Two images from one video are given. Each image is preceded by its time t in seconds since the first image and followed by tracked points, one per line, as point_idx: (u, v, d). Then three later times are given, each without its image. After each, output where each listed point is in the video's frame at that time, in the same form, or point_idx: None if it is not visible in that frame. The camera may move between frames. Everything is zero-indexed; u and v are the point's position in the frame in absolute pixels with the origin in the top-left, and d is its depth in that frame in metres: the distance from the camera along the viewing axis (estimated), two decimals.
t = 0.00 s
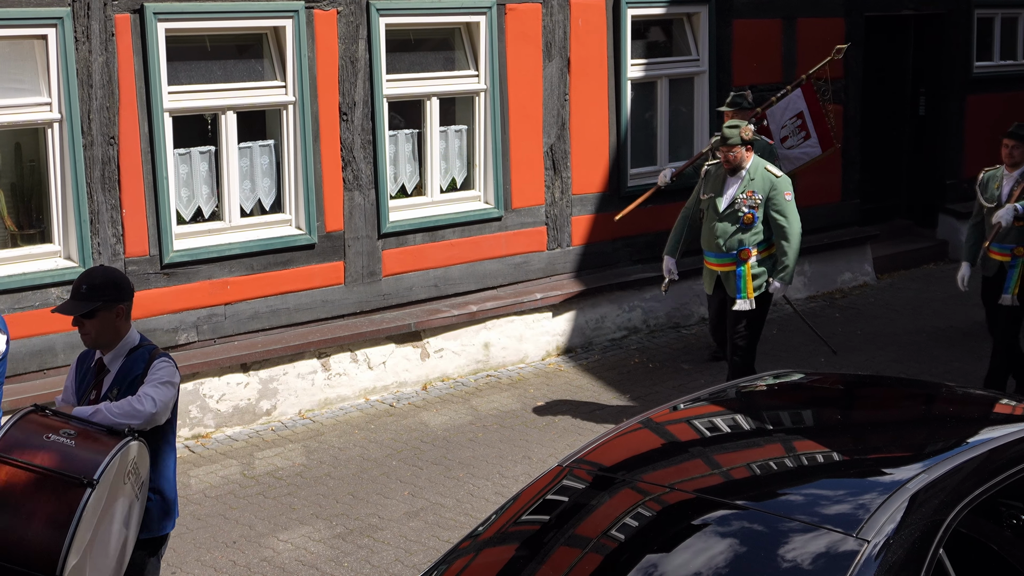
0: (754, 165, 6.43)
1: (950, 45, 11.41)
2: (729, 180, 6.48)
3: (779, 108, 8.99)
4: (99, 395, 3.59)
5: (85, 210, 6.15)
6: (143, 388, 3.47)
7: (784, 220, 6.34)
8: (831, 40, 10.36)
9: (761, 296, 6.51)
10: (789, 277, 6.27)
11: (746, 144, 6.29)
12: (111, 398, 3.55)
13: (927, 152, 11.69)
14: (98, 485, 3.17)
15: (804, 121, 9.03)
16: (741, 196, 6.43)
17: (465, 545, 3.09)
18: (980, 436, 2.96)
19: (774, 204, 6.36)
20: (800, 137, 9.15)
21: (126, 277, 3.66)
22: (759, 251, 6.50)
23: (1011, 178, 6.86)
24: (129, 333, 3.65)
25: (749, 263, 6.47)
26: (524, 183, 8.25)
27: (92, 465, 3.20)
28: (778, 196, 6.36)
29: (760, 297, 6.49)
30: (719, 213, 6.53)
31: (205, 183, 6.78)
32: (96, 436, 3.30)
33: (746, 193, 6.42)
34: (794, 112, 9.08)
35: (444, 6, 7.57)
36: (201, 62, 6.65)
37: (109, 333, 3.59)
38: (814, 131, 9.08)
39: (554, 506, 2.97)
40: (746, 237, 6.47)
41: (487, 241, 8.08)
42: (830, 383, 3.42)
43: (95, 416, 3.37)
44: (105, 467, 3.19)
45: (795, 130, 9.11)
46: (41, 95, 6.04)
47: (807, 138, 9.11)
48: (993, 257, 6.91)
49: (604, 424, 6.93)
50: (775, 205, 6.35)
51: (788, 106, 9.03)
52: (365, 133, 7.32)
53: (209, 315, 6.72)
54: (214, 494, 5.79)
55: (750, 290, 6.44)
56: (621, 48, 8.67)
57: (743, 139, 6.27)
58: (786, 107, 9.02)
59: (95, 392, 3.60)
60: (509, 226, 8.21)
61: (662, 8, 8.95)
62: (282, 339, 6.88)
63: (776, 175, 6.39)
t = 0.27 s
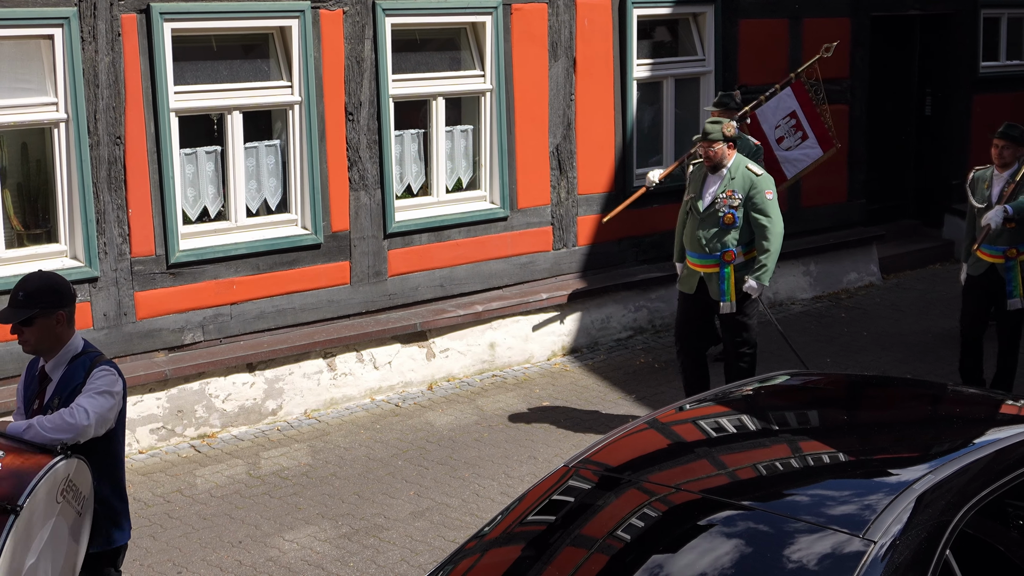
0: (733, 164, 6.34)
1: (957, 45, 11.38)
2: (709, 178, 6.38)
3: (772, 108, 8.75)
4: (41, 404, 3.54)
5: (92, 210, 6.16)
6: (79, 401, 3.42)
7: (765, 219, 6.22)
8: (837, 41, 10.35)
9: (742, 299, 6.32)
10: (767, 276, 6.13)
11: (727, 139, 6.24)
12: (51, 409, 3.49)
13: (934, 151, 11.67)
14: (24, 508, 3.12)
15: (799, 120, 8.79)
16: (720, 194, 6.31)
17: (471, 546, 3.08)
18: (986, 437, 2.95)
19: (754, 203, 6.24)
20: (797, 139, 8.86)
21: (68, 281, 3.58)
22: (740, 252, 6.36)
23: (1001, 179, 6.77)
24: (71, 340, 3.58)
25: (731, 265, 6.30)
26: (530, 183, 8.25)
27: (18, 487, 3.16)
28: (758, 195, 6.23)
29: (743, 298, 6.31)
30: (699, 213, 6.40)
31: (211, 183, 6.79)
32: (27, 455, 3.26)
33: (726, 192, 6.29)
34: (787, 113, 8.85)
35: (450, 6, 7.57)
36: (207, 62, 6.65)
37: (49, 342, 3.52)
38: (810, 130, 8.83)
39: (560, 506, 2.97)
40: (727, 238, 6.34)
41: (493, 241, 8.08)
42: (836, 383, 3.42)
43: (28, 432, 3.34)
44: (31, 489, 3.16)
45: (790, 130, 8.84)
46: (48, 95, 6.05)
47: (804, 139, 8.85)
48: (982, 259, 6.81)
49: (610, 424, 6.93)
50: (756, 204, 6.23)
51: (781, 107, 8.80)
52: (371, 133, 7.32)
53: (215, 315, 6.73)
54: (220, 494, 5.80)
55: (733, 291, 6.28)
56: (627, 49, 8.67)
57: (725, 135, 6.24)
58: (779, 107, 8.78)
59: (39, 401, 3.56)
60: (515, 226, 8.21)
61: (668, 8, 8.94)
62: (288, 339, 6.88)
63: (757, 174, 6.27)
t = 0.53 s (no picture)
0: (701, 173, 6.13)
1: (960, 44, 11.37)
2: (678, 188, 6.16)
3: (752, 115, 8.62)
4: None
5: (95, 210, 6.17)
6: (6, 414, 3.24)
7: (736, 228, 6.03)
8: (840, 40, 10.34)
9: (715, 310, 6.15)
10: (740, 287, 5.95)
11: (698, 147, 6.03)
12: None
13: (937, 151, 11.65)
14: None
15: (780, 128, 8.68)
16: (690, 205, 6.10)
17: (474, 545, 3.08)
18: (989, 436, 2.95)
19: (725, 213, 6.05)
20: (779, 146, 8.78)
21: None
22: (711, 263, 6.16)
23: (982, 187, 6.71)
24: None
25: (703, 276, 6.10)
26: (533, 182, 8.25)
27: None
28: (728, 204, 6.04)
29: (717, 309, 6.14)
30: (668, 224, 6.19)
31: (214, 183, 6.79)
32: None
33: (696, 202, 6.08)
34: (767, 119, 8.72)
35: (453, 6, 7.57)
36: (210, 61, 6.66)
37: None
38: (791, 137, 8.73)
39: (563, 506, 2.97)
40: (697, 249, 6.13)
41: (496, 241, 8.08)
42: (839, 383, 3.42)
43: None
44: None
45: (771, 137, 8.74)
46: (51, 94, 6.06)
47: (787, 146, 8.78)
48: (965, 269, 6.68)
49: (613, 424, 6.93)
50: (726, 213, 6.04)
51: (761, 114, 8.67)
52: (374, 132, 7.33)
53: (218, 314, 6.73)
54: (223, 494, 5.80)
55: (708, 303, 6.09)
56: (629, 48, 8.66)
57: (695, 142, 6.01)
58: (759, 114, 8.65)
59: None
60: (518, 226, 8.21)
61: (671, 7, 8.94)
62: (291, 339, 6.88)
63: (726, 182, 6.07)
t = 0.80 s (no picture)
0: (674, 168, 5.97)
1: (960, 44, 11.37)
2: (650, 183, 5.99)
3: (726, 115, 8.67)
4: None
5: (95, 210, 6.17)
6: None
7: (709, 225, 5.86)
8: (840, 40, 10.34)
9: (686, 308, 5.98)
10: (717, 284, 5.77)
11: (669, 141, 5.83)
12: None
13: (937, 151, 11.65)
14: None
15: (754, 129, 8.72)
16: (662, 201, 5.94)
17: (475, 545, 3.08)
18: (990, 436, 2.95)
19: (697, 209, 5.88)
20: (750, 147, 8.84)
21: None
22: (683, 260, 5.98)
23: (963, 186, 6.64)
24: None
25: (674, 273, 5.93)
26: (533, 182, 8.25)
27: None
28: (701, 200, 5.88)
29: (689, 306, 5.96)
30: (640, 221, 6.02)
31: (214, 183, 6.79)
32: None
33: (668, 198, 5.92)
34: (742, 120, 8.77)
35: (453, 6, 7.57)
36: (210, 61, 6.65)
37: None
38: (764, 139, 8.78)
39: (564, 506, 2.97)
40: (668, 245, 5.96)
41: (496, 241, 8.08)
42: (839, 383, 3.42)
43: None
44: None
45: (744, 138, 8.77)
46: (51, 94, 6.06)
47: (758, 147, 8.84)
48: (944, 268, 6.65)
49: (613, 423, 6.93)
50: (698, 209, 5.88)
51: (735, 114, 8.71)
52: (374, 132, 7.33)
53: (218, 314, 6.73)
54: (223, 494, 5.79)
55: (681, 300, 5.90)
56: (630, 48, 8.66)
57: (666, 136, 5.82)
58: (733, 115, 8.71)
59: None
60: (518, 226, 8.21)
61: (671, 7, 8.94)
62: (292, 339, 6.88)
63: (698, 178, 5.92)
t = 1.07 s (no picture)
0: (650, 177, 5.91)
1: (960, 44, 11.37)
2: (624, 192, 5.93)
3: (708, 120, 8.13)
4: None
5: (95, 210, 6.17)
6: None
7: (683, 237, 5.80)
8: (840, 40, 10.34)
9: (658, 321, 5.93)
10: (690, 299, 5.72)
11: (646, 150, 5.77)
12: None
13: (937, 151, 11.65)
14: None
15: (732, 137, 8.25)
16: (635, 211, 5.88)
17: (475, 545, 3.08)
18: (990, 436, 2.94)
19: (671, 221, 5.82)
20: (727, 155, 8.32)
21: None
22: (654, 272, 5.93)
23: (946, 195, 6.56)
24: None
25: (644, 284, 5.88)
26: (533, 182, 8.25)
27: None
28: (676, 212, 5.82)
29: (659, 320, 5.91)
30: (612, 230, 5.96)
31: (214, 183, 6.79)
32: None
33: (641, 208, 5.86)
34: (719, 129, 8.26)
35: (453, 6, 7.57)
36: (210, 61, 6.65)
37: None
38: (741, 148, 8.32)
39: (563, 506, 2.97)
40: (640, 257, 5.90)
41: (495, 241, 8.08)
42: (839, 383, 3.42)
43: None
44: None
45: (721, 145, 8.27)
46: (51, 94, 6.06)
47: (734, 155, 8.33)
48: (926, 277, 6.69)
49: (613, 423, 6.93)
50: (672, 221, 5.81)
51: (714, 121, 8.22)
52: (374, 132, 7.33)
53: (218, 314, 6.73)
54: (223, 494, 5.79)
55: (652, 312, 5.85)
56: (630, 47, 8.66)
57: (643, 144, 5.76)
58: (714, 120, 8.20)
59: None
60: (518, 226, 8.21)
61: (671, 7, 8.94)
62: (292, 339, 6.88)
63: (673, 190, 5.86)
